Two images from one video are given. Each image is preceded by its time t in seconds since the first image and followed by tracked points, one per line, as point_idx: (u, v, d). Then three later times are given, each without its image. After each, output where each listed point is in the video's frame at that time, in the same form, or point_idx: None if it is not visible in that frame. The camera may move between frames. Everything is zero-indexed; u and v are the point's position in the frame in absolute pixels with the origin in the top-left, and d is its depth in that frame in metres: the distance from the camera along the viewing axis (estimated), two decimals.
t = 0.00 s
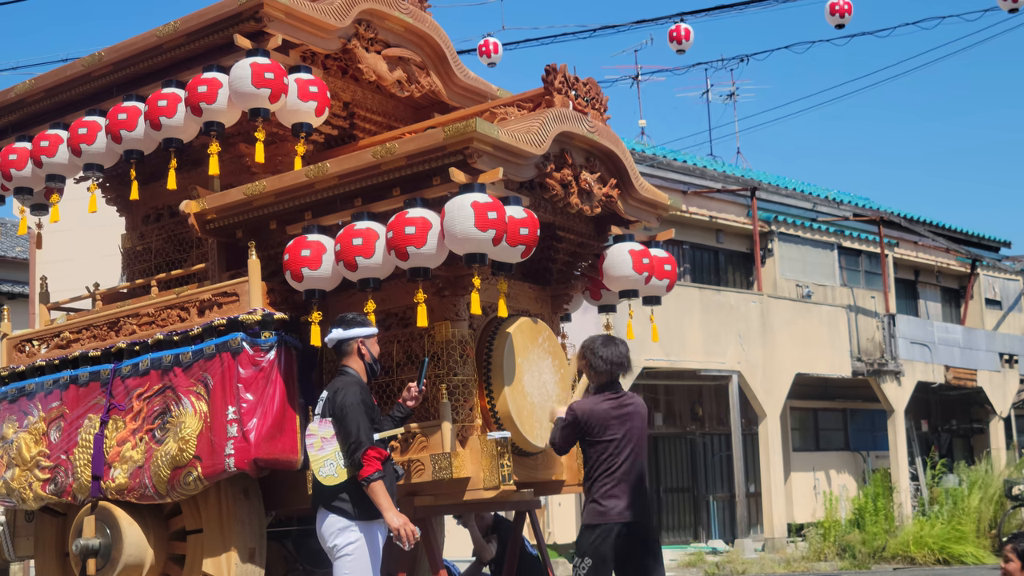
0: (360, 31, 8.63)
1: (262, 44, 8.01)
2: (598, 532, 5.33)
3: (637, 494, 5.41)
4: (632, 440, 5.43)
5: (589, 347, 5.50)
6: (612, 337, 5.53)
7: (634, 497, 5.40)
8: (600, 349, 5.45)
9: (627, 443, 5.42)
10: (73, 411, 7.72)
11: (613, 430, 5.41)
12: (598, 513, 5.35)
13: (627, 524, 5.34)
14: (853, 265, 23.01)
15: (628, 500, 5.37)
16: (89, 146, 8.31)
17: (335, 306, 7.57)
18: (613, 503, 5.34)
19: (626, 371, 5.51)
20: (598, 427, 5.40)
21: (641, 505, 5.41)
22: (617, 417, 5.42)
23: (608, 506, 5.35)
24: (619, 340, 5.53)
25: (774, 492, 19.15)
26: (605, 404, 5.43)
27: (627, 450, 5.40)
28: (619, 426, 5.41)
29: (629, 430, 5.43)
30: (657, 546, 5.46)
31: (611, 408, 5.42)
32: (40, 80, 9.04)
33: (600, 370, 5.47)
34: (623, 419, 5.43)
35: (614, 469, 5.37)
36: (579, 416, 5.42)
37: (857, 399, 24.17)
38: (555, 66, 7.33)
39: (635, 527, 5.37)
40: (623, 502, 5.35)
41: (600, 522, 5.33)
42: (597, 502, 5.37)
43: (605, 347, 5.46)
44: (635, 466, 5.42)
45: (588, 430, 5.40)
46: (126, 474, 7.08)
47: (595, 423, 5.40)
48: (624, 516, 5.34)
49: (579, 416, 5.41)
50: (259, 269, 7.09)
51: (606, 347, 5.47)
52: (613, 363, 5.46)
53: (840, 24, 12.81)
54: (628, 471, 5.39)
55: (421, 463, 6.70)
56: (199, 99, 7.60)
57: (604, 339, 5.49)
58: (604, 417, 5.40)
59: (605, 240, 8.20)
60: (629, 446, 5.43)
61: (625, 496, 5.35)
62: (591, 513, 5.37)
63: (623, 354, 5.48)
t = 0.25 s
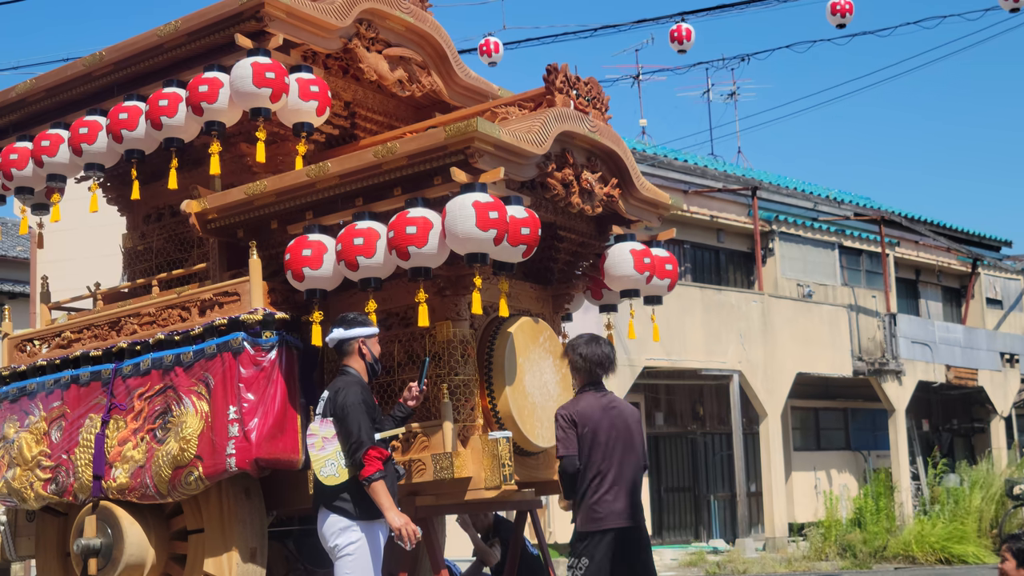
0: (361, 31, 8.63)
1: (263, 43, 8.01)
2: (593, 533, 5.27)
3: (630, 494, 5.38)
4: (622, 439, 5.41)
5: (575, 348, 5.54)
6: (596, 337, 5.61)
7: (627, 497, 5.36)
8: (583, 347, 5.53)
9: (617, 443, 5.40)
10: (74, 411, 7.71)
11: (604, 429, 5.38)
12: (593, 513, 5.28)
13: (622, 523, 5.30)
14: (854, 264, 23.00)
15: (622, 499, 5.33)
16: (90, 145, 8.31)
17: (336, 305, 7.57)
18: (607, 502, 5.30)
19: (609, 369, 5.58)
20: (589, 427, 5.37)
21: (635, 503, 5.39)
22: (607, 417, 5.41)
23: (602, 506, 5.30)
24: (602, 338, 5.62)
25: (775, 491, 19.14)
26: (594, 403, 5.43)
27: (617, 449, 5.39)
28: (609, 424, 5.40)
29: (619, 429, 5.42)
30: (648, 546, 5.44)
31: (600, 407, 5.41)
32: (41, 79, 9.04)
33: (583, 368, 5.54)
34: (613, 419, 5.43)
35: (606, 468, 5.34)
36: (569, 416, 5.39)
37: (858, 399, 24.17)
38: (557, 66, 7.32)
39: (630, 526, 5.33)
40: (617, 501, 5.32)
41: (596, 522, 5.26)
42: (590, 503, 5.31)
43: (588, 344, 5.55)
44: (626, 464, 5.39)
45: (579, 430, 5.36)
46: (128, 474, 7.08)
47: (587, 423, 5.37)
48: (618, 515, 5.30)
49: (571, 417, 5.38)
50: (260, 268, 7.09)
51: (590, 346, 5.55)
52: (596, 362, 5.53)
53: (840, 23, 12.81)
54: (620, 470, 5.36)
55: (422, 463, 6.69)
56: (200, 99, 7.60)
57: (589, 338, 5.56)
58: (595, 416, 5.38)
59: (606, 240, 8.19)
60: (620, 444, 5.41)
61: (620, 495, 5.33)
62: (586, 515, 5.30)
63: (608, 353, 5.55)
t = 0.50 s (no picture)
0: (361, 30, 8.62)
1: (263, 42, 8.01)
2: (597, 539, 5.29)
3: (636, 500, 5.34)
4: (627, 445, 5.39)
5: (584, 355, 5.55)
6: (608, 343, 5.59)
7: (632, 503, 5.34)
8: (593, 353, 5.52)
9: (622, 449, 5.39)
10: (75, 410, 7.71)
11: (608, 435, 5.38)
12: (597, 519, 5.30)
13: (627, 529, 5.28)
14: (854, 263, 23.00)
15: (626, 505, 5.31)
16: (91, 144, 8.31)
17: (337, 304, 7.57)
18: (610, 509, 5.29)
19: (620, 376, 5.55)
20: (593, 434, 5.39)
21: (641, 509, 5.35)
22: (613, 423, 5.42)
23: (607, 512, 5.30)
24: (614, 346, 5.60)
25: (775, 491, 19.13)
26: (600, 409, 5.44)
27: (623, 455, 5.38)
28: (614, 430, 5.40)
29: (624, 435, 5.41)
30: (658, 550, 5.41)
31: (606, 413, 5.42)
32: (41, 78, 9.04)
33: (592, 375, 5.54)
34: (618, 425, 5.42)
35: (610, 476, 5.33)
36: (574, 422, 5.41)
37: (858, 398, 24.17)
38: (558, 65, 7.33)
39: (635, 532, 5.31)
40: (620, 508, 5.30)
41: (599, 530, 5.28)
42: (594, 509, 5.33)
43: (598, 351, 5.55)
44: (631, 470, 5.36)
45: (583, 437, 5.40)
46: (128, 473, 7.08)
47: (591, 429, 5.39)
48: (622, 522, 5.28)
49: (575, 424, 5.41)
50: (261, 267, 7.09)
51: (600, 352, 5.54)
52: (604, 368, 5.51)
53: (841, 22, 12.81)
54: (625, 476, 5.35)
55: (423, 462, 6.69)
56: (201, 98, 7.60)
57: (599, 344, 5.54)
58: (600, 422, 5.40)
59: (607, 239, 8.19)
60: (625, 450, 5.39)
61: (623, 501, 5.31)
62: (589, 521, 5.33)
63: (617, 358, 5.53)
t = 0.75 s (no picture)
0: (362, 30, 8.63)
1: (264, 42, 8.01)
2: (609, 532, 5.38)
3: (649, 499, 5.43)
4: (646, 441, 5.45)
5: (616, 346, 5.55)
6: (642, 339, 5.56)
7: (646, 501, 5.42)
8: (625, 348, 5.48)
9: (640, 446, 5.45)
10: (75, 409, 7.72)
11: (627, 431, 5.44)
12: (610, 512, 5.39)
13: (638, 526, 5.38)
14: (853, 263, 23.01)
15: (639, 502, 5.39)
16: (91, 144, 8.31)
17: (337, 304, 7.57)
18: (624, 503, 5.38)
19: (649, 373, 5.56)
20: (612, 426, 5.46)
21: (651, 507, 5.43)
22: (633, 418, 5.47)
23: (620, 506, 5.38)
24: (648, 342, 5.56)
25: (774, 491, 19.13)
26: (622, 403, 5.49)
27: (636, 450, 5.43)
28: (634, 427, 5.45)
29: (639, 431, 5.45)
30: (668, 549, 5.51)
31: (628, 408, 5.47)
32: (42, 78, 9.04)
33: (622, 369, 5.54)
34: (635, 421, 5.47)
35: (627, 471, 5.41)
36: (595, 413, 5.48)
37: (857, 398, 24.18)
38: (558, 65, 7.33)
39: (646, 529, 5.41)
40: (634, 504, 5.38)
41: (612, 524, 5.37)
42: (608, 502, 5.41)
43: (632, 346, 5.49)
44: (647, 468, 5.44)
45: (599, 427, 5.48)
46: (129, 472, 7.09)
47: (611, 421, 5.46)
48: (635, 518, 5.37)
49: (592, 413, 5.48)
50: (261, 267, 7.09)
51: (635, 347, 5.50)
52: (634, 364, 5.51)
53: (840, 22, 12.81)
54: (640, 473, 5.42)
55: (423, 462, 6.69)
56: (201, 98, 7.61)
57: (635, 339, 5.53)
58: (619, 415, 5.46)
59: (607, 239, 8.19)
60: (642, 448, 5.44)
61: (630, 497, 5.39)
62: (603, 513, 5.41)
63: (649, 355, 5.52)
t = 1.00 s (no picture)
0: (362, 29, 8.64)
1: (264, 42, 8.02)
2: (614, 533, 5.51)
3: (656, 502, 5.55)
4: (657, 446, 5.57)
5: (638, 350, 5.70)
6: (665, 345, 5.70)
7: (653, 503, 5.54)
8: (647, 353, 5.64)
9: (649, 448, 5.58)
10: (76, 409, 7.72)
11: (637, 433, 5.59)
12: (617, 513, 5.53)
13: (644, 528, 5.51)
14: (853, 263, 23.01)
15: (644, 503, 5.52)
16: (92, 143, 8.32)
17: (337, 304, 7.58)
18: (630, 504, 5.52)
19: (670, 381, 5.68)
20: (623, 428, 5.62)
21: (657, 510, 5.55)
22: (645, 422, 5.61)
23: (627, 506, 5.52)
24: (672, 350, 5.70)
25: (774, 491, 19.13)
26: (635, 406, 5.64)
27: (646, 456, 5.56)
28: (645, 430, 5.59)
29: (650, 436, 5.58)
30: (675, 553, 5.62)
31: (642, 412, 5.61)
32: (43, 77, 9.04)
33: (642, 373, 5.68)
34: (647, 425, 5.61)
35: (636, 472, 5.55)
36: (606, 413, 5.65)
37: (857, 399, 24.19)
38: (559, 65, 7.33)
39: (652, 531, 5.54)
40: (640, 505, 5.51)
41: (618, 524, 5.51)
42: (616, 502, 5.56)
43: (654, 351, 5.65)
44: (656, 471, 5.57)
45: (611, 427, 5.66)
46: (129, 472, 7.09)
47: (621, 421, 5.62)
48: (641, 519, 5.50)
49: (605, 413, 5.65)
50: (261, 266, 7.09)
51: (656, 353, 5.65)
52: (654, 370, 5.65)
53: (841, 22, 12.82)
54: (647, 475, 5.55)
55: (423, 462, 6.70)
56: (201, 97, 7.61)
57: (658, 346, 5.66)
58: (631, 418, 5.61)
59: (607, 239, 8.20)
60: (653, 451, 5.57)
61: (636, 499, 5.52)
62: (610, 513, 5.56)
63: (671, 362, 5.65)
